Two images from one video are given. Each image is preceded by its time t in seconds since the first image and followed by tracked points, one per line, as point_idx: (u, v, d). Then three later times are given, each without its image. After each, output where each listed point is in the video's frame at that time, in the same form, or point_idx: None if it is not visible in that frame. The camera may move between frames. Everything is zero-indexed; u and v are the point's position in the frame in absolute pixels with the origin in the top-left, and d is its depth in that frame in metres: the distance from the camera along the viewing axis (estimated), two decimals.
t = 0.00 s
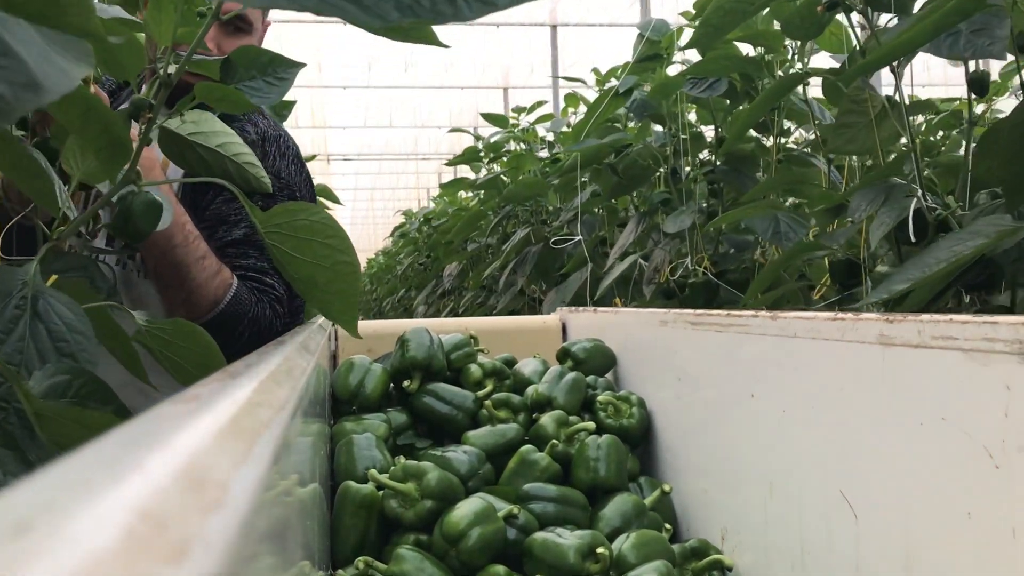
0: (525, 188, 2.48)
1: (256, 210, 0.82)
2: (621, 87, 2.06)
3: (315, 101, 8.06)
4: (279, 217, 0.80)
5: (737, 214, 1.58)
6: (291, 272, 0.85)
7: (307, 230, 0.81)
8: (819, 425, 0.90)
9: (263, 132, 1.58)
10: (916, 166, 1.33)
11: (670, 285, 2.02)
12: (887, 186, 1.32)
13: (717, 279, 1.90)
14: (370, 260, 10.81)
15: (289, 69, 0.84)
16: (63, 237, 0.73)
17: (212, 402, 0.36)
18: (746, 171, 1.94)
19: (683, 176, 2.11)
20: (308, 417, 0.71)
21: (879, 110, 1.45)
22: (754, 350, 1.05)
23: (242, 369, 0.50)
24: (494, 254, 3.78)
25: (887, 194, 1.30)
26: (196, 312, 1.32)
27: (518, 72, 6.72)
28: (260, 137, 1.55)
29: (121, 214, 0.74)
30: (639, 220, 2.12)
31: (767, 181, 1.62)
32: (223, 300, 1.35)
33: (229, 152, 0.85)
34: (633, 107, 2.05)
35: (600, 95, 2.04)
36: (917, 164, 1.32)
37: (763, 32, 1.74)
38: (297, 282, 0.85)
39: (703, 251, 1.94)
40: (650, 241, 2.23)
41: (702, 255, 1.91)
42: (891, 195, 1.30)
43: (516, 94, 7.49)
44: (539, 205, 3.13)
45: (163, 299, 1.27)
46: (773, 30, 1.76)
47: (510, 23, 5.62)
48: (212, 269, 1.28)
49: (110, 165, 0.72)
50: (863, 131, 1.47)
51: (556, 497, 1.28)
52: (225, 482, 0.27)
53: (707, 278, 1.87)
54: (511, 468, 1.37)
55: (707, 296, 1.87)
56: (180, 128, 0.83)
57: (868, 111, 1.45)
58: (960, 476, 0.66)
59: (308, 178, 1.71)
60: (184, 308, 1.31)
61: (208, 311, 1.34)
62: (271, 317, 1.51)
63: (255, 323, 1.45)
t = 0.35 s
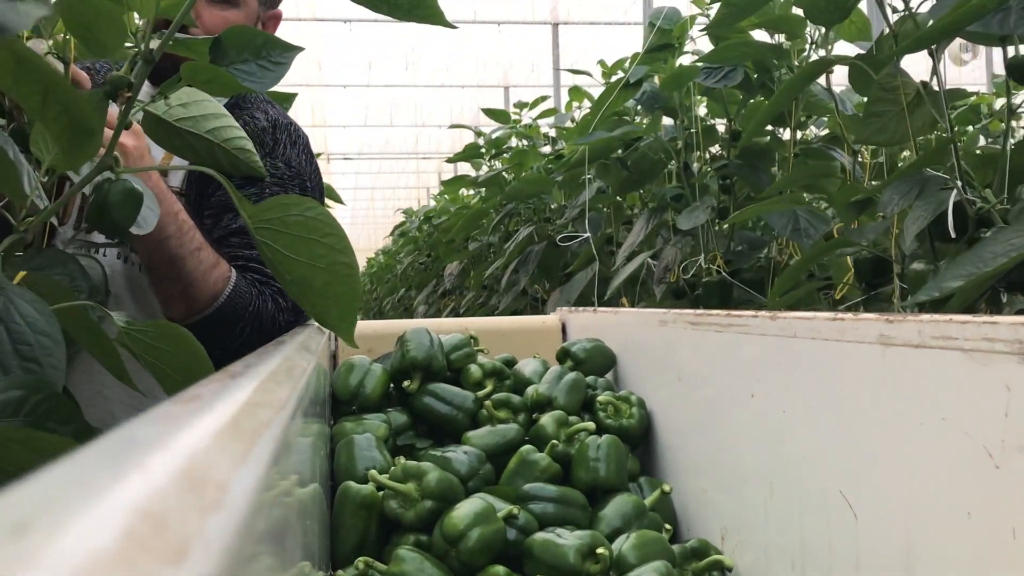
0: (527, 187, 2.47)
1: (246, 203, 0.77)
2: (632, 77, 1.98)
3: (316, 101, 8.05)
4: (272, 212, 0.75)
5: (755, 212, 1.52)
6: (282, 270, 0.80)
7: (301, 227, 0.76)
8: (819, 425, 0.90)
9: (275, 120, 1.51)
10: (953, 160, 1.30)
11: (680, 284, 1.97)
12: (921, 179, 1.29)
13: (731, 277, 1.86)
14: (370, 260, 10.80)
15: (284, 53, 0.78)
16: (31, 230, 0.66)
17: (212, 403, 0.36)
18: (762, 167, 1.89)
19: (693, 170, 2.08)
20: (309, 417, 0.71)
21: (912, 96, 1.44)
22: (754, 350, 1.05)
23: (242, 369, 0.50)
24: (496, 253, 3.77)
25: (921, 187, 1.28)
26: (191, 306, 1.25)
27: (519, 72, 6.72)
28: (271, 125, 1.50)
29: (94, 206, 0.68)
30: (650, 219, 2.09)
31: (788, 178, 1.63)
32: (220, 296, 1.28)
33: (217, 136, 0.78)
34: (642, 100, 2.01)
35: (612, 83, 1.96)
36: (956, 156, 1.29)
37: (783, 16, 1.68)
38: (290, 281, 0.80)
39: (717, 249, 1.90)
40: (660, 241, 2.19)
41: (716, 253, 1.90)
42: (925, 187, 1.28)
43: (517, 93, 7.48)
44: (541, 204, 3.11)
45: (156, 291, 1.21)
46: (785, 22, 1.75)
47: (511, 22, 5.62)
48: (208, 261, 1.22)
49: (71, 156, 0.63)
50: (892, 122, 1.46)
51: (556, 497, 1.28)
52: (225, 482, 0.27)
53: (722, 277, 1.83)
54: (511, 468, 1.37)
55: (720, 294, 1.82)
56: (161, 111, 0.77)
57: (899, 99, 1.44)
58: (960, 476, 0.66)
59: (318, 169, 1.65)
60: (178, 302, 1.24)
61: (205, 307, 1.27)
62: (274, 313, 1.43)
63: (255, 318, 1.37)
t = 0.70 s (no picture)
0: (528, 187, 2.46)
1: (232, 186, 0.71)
2: (644, 68, 1.90)
3: (317, 100, 8.04)
4: (262, 195, 0.69)
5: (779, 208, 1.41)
6: (273, 262, 0.73)
7: (291, 211, 0.70)
8: (819, 425, 0.90)
9: (275, 108, 1.50)
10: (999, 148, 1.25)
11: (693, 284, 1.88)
12: (960, 173, 1.27)
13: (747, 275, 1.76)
14: (370, 259, 10.78)
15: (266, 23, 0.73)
16: None
17: (212, 403, 0.36)
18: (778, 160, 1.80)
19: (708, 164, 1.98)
20: (309, 417, 0.71)
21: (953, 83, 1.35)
22: (754, 350, 1.05)
23: (242, 369, 0.50)
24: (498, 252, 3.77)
25: (961, 179, 1.25)
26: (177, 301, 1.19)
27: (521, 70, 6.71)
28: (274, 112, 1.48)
29: (58, 190, 0.65)
30: (661, 214, 1.98)
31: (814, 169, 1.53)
32: (214, 290, 1.23)
33: (200, 120, 0.74)
34: (654, 92, 1.94)
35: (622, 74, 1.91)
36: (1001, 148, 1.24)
37: None
38: (281, 273, 0.73)
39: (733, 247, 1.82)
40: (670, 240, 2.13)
41: (731, 251, 1.79)
42: (965, 180, 1.25)
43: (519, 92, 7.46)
44: (543, 203, 3.11)
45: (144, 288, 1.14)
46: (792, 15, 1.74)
47: (513, 19, 5.61)
48: (199, 254, 1.15)
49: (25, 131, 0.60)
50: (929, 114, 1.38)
51: (556, 497, 1.28)
52: (225, 482, 0.27)
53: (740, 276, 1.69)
54: (511, 468, 1.37)
55: (739, 294, 1.68)
56: (140, 92, 0.72)
57: (936, 86, 1.35)
58: (960, 475, 0.66)
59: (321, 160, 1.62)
60: (168, 299, 1.18)
61: (197, 302, 1.21)
62: (270, 309, 1.39)
63: (252, 314, 1.33)
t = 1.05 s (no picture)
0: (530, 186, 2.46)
1: (217, 176, 0.67)
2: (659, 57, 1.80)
3: (317, 100, 8.03)
4: (251, 184, 0.66)
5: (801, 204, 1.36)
6: (259, 256, 0.70)
7: (281, 203, 0.67)
8: (819, 425, 0.90)
9: (270, 95, 1.47)
10: None
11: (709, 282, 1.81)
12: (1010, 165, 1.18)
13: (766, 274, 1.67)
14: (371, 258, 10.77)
15: None
16: None
17: (211, 404, 0.36)
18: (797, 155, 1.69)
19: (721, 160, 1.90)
20: (309, 417, 0.71)
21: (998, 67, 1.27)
22: (754, 350, 1.05)
23: (243, 369, 0.50)
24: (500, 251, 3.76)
25: (1008, 173, 1.17)
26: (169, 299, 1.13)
27: (521, 68, 6.69)
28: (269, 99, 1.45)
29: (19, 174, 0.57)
30: (675, 209, 1.82)
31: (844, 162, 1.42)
32: (209, 288, 1.18)
33: (193, 109, 0.66)
34: (668, 83, 1.84)
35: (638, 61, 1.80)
36: None
37: None
38: (270, 271, 0.70)
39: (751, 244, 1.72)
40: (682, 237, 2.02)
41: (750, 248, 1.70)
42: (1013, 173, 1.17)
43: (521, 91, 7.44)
44: (545, 202, 3.10)
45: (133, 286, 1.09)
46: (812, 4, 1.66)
47: (513, 17, 5.60)
48: (192, 250, 1.10)
49: None
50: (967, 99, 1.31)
51: (556, 498, 1.28)
52: (225, 482, 0.27)
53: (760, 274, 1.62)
54: (510, 469, 1.37)
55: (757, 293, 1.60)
56: (126, 77, 0.65)
57: (979, 70, 1.27)
58: (959, 475, 0.66)
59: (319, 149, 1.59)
60: (159, 297, 1.13)
61: (192, 301, 1.16)
62: (267, 308, 1.33)
63: (250, 313, 1.28)
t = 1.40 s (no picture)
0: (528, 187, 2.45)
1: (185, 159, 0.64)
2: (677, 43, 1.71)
3: (318, 99, 8.00)
4: (228, 170, 0.64)
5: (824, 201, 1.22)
6: (233, 246, 0.71)
7: (260, 188, 0.65)
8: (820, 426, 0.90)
9: (260, 83, 1.42)
10: None
11: (724, 282, 1.77)
12: None
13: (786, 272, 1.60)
14: (371, 258, 10.76)
15: None
16: None
17: (210, 405, 0.36)
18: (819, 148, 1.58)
19: (738, 154, 1.81)
20: (309, 417, 0.71)
21: None
22: (754, 351, 1.05)
23: (243, 369, 0.50)
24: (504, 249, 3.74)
25: None
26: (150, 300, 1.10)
27: (522, 66, 6.65)
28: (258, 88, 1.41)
29: None
30: (690, 207, 1.73)
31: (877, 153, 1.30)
32: (192, 290, 1.13)
33: (178, 94, 0.67)
34: (683, 72, 1.75)
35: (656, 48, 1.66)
36: None
37: None
38: (247, 263, 0.72)
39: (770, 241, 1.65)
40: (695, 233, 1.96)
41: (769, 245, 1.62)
42: None
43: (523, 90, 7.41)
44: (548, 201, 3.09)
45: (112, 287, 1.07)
46: None
47: (514, 15, 5.56)
48: (174, 248, 1.06)
49: None
50: None
51: (557, 498, 1.28)
52: (226, 482, 0.27)
53: (779, 273, 1.59)
54: (511, 469, 1.37)
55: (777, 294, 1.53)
56: (108, 59, 0.66)
57: None
58: (960, 475, 0.66)
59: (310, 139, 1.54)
60: (139, 299, 1.10)
61: (172, 304, 1.12)
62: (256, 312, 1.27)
63: (237, 316, 1.22)
